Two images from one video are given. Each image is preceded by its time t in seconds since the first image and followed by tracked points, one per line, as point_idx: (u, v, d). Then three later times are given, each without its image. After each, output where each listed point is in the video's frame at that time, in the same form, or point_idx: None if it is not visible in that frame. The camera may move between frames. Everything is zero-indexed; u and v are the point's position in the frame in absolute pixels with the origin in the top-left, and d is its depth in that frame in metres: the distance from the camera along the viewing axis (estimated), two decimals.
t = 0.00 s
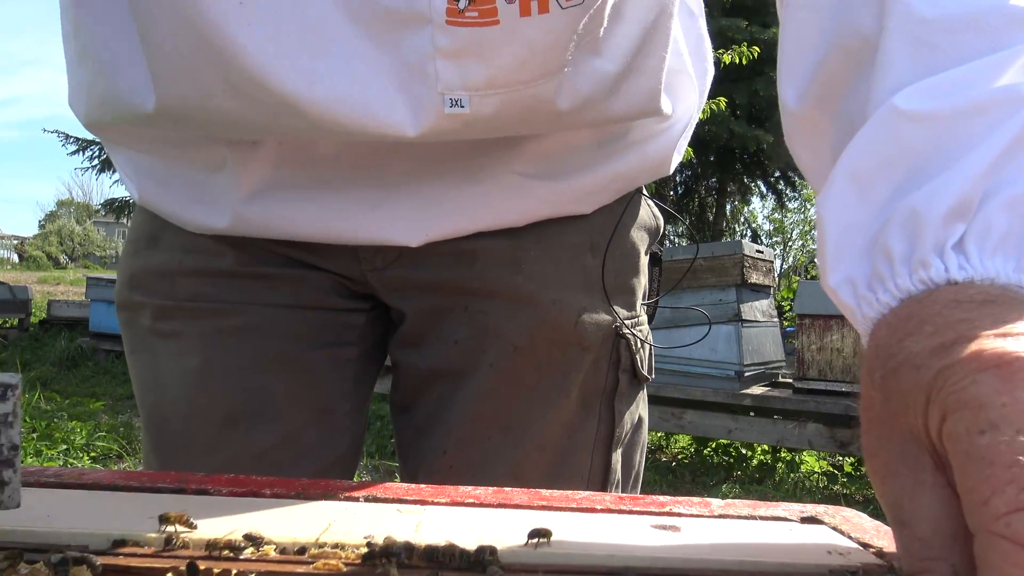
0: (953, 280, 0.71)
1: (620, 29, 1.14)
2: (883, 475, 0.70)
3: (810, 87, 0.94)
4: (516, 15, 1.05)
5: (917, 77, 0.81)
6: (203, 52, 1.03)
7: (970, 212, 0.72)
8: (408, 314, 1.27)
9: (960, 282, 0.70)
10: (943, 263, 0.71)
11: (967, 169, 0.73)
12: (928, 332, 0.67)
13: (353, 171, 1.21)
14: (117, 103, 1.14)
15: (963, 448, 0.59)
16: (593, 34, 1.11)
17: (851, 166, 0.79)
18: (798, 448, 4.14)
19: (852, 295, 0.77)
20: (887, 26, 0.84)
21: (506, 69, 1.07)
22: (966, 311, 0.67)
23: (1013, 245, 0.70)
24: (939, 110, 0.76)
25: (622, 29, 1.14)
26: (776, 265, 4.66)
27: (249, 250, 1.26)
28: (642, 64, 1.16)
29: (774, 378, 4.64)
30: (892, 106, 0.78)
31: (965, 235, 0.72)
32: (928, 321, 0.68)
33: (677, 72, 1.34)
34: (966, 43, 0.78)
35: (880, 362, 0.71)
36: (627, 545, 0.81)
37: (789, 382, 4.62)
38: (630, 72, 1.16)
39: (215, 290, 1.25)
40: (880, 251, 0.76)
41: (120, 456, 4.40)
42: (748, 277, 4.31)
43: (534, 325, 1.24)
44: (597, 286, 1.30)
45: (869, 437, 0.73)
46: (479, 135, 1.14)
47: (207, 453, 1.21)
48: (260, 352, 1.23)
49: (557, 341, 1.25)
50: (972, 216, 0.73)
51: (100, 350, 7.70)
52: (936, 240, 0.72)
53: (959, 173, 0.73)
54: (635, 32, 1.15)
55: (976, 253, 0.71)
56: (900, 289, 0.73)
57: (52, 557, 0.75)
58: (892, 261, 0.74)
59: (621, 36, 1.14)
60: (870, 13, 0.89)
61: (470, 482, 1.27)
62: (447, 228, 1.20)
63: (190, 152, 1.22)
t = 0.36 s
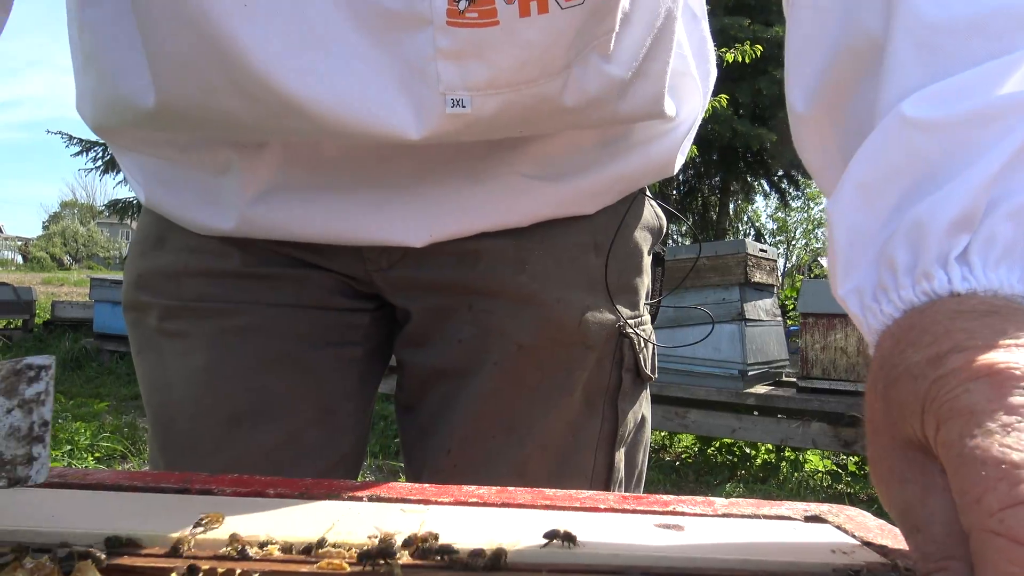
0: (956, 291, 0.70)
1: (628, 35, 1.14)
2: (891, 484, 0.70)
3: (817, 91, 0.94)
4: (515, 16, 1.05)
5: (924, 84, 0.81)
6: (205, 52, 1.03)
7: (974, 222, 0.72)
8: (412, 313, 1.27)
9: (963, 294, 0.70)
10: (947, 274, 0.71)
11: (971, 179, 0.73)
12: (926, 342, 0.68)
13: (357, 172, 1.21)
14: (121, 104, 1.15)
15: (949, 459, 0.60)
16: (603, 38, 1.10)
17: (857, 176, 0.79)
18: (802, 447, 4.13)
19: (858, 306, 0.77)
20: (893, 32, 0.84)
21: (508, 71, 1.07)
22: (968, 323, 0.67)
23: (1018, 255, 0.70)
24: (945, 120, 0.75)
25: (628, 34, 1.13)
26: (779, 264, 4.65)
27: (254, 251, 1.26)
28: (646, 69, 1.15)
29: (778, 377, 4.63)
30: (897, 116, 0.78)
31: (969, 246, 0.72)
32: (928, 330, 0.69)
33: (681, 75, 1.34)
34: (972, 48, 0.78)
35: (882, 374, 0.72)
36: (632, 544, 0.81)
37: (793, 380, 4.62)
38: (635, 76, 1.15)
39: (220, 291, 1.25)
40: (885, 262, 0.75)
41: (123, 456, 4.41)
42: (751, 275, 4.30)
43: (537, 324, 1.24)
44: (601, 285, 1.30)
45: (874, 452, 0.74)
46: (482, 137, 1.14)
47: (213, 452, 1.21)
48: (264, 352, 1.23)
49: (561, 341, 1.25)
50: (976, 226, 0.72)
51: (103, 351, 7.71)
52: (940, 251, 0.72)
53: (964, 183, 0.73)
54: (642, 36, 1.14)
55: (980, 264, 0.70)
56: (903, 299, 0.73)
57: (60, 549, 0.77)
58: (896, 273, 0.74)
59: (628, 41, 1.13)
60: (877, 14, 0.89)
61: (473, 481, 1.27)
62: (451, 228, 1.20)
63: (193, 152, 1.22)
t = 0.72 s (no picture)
0: (951, 284, 0.70)
1: (624, 37, 1.14)
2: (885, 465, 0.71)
3: (823, 96, 0.94)
4: (516, 22, 1.06)
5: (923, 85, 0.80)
6: (207, 57, 1.03)
7: (969, 220, 0.72)
8: (415, 314, 1.27)
9: (957, 286, 0.70)
10: (942, 268, 0.71)
11: (968, 175, 0.72)
12: (918, 326, 0.68)
13: (360, 174, 1.21)
14: (125, 107, 1.15)
15: (935, 425, 0.61)
16: (599, 41, 1.11)
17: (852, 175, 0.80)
18: (804, 447, 4.13)
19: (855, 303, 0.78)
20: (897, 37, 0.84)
21: (508, 76, 1.07)
22: (958, 308, 0.67)
23: (1014, 249, 0.69)
24: (940, 118, 0.75)
25: (625, 36, 1.14)
26: (781, 264, 4.65)
27: (258, 252, 1.26)
28: (644, 71, 1.15)
29: (779, 377, 4.63)
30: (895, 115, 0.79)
31: (965, 241, 0.71)
32: (921, 316, 0.69)
33: (681, 76, 1.34)
34: (970, 58, 0.78)
35: (881, 356, 0.72)
36: (633, 543, 0.81)
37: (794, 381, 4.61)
38: (633, 79, 1.15)
39: (224, 291, 1.25)
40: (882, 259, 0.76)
41: (125, 457, 4.41)
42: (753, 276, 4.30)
43: (539, 325, 1.24)
44: (603, 285, 1.30)
45: (869, 438, 0.75)
46: (483, 141, 1.15)
47: (215, 452, 1.21)
48: (267, 353, 1.23)
49: (563, 341, 1.25)
50: (972, 222, 0.72)
51: (105, 352, 7.72)
52: (936, 246, 0.72)
53: (958, 178, 0.73)
54: (639, 39, 1.14)
55: (974, 258, 0.70)
56: (901, 293, 0.73)
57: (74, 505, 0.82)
58: (894, 268, 0.75)
59: (625, 43, 1.14)
60: (879, 18, 0.89)
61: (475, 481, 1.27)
62: (453, 229, 1.20)
63: (199, 155, 1.23)
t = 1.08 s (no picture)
0: (957, 224, 0.86)
1: (625, 33, 1.14)
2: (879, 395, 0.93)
3: (818, 80, 1.11)
4: (522, 15, 1.05)
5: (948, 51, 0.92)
6: (214, 50, 1.04)
7: (971, 167, 0.88)
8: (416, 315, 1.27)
9: (964, 226, 0.85)
10: (950, 210, 0.86)
11: (971, 127, 0.89)
12: (926, 261, 0.84)
13: (363, 171, 1.21)
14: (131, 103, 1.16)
15: (936, 335, 0.78)
16: (601, 35, 1.11)
17: (863, 138, 0.96)
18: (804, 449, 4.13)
19: (866, 247, 0.94)
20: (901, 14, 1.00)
21: (513, 69, 1.07)
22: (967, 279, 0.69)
23: (1014, 194, 0.85)
24: (948, 73, 0.92)
25: (626, 32, 1.14)
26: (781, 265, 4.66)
27: (261, 252, 1.26)
28: (645, 67, 1.15)
29: (779, 378, 4.63)
30: (906, 78, 0.94)
31: (969, 186, 0.87)
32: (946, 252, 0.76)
33: (682, 76, 1.34)
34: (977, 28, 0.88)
35: (887, 290, 0.89)
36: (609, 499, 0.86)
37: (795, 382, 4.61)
38: (634, 74, 1.15)
39: (227, 291, 1.25)
40: (887, 205, 0.93)
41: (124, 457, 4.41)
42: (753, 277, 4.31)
43: (541, 325, 1.24)
44: (605, 286, 1.30)
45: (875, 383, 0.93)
46: (486, 137, 1.15)
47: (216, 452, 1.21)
48: (269, 353, 1.23)
49: (565, 341, 1.25)
50: (975, 167, 0.88)
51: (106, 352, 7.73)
52: (944, 190, 0.87)
53: (963, 129, 0.89)
54: (640, 34, 1.15)
55: (981, 202, 0.85)
56: (909, 234, 0.89)
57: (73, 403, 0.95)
58: (901, 212, 0.90)
59: (626, 39, 1.14)
60: None
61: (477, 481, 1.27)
62: (456, 228, 1.20)
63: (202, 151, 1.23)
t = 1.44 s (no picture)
0: (985, 107, 0.97)
1: (624, 24, 1.14)
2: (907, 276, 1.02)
3: (834, 41, 1.28)
4: None
5: None
6: (221, 41, 1.05)
7: (995, 60, 1.01)
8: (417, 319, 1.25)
9: (992, 109, 0.97)
10: (976, 98, 0.99)
11: (984, 31, 1.04)
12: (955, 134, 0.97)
13: (365, 172, 1.21)
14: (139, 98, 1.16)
15: (957, 185, 0.90)
16: (599, 26, 1.12)
17: (887, 56, 1.13)
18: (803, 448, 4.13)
19: (892, 145, 1.08)
20: None
21: (514, 56, 1.07)
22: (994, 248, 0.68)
23: None
24: None
25: (625, 24, 1.14)
26: (780, 268, 4.67)
27: (264, 253, 1.24)
28: (645, 61, 1.15)
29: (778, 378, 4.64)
30: None
31: (997, 78, 1.00)
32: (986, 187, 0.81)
33: (682, 76, 1.34)
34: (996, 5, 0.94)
35: (912, 174, 1.04)
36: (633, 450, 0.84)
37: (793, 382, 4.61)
38: (633, 67, 1.15)
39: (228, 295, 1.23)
40: (912, 100, 1.08)
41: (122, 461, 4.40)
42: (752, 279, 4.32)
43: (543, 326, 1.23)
44: (606, 286, 1.29)
45: (893, 254, 1.05)
46: (486, 131, 1.14)
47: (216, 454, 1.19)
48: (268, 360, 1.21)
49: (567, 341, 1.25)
50: (999, 61, 1.01)
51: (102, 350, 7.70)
52: (969, 80, 1.01)
53: (976, 33, 1.04)
54: (640, 28, 1.14)
55: (1007, 89, 0.98)
56: (937, 121, 1.02)
57: (80, 235, 0.93)
58: (927, 107, 1.05)
59: (626, 32, 1.14)
60: None
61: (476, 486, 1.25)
62: (457, 229, 1.18)
63: (203, 152, 1.22)
